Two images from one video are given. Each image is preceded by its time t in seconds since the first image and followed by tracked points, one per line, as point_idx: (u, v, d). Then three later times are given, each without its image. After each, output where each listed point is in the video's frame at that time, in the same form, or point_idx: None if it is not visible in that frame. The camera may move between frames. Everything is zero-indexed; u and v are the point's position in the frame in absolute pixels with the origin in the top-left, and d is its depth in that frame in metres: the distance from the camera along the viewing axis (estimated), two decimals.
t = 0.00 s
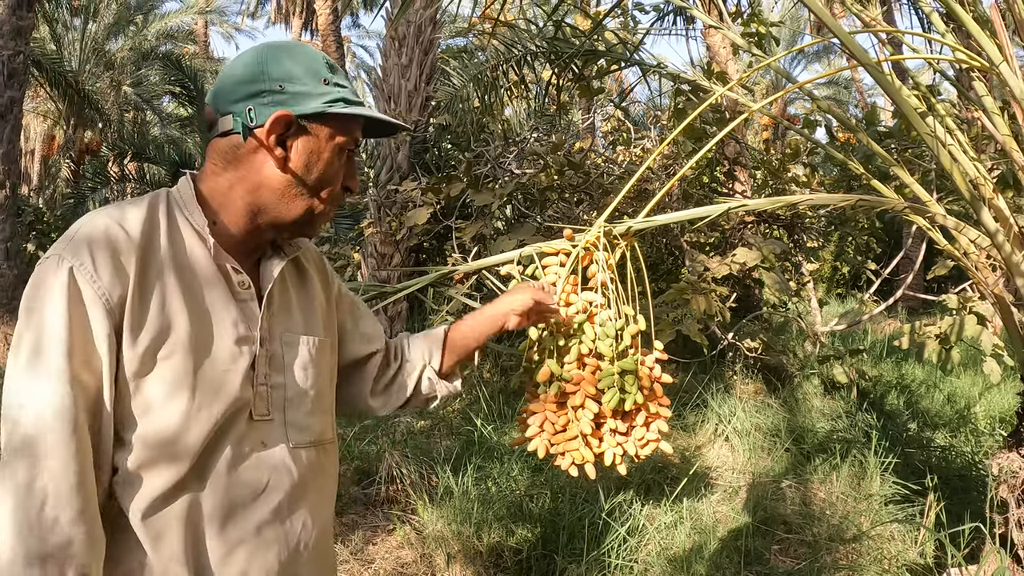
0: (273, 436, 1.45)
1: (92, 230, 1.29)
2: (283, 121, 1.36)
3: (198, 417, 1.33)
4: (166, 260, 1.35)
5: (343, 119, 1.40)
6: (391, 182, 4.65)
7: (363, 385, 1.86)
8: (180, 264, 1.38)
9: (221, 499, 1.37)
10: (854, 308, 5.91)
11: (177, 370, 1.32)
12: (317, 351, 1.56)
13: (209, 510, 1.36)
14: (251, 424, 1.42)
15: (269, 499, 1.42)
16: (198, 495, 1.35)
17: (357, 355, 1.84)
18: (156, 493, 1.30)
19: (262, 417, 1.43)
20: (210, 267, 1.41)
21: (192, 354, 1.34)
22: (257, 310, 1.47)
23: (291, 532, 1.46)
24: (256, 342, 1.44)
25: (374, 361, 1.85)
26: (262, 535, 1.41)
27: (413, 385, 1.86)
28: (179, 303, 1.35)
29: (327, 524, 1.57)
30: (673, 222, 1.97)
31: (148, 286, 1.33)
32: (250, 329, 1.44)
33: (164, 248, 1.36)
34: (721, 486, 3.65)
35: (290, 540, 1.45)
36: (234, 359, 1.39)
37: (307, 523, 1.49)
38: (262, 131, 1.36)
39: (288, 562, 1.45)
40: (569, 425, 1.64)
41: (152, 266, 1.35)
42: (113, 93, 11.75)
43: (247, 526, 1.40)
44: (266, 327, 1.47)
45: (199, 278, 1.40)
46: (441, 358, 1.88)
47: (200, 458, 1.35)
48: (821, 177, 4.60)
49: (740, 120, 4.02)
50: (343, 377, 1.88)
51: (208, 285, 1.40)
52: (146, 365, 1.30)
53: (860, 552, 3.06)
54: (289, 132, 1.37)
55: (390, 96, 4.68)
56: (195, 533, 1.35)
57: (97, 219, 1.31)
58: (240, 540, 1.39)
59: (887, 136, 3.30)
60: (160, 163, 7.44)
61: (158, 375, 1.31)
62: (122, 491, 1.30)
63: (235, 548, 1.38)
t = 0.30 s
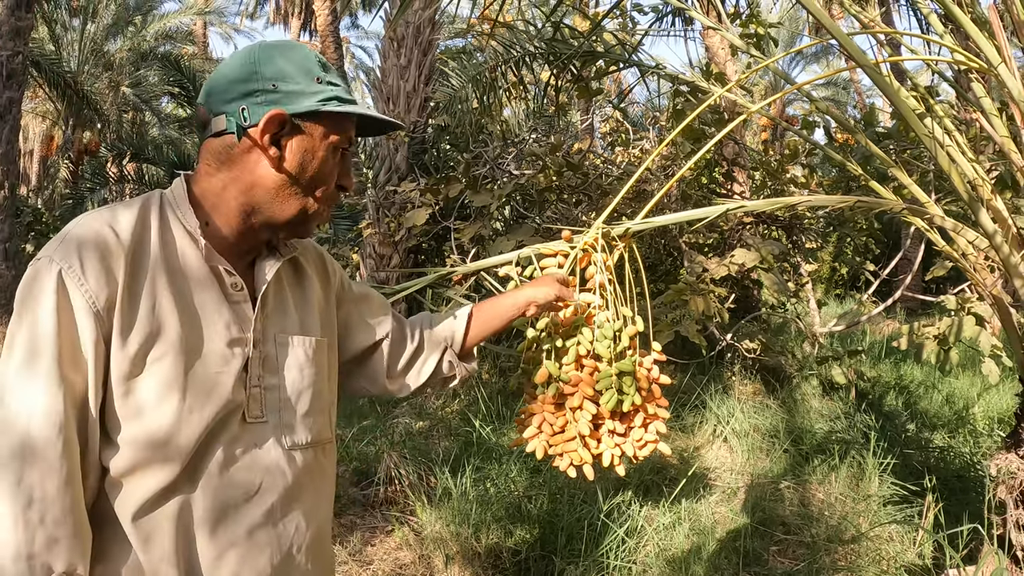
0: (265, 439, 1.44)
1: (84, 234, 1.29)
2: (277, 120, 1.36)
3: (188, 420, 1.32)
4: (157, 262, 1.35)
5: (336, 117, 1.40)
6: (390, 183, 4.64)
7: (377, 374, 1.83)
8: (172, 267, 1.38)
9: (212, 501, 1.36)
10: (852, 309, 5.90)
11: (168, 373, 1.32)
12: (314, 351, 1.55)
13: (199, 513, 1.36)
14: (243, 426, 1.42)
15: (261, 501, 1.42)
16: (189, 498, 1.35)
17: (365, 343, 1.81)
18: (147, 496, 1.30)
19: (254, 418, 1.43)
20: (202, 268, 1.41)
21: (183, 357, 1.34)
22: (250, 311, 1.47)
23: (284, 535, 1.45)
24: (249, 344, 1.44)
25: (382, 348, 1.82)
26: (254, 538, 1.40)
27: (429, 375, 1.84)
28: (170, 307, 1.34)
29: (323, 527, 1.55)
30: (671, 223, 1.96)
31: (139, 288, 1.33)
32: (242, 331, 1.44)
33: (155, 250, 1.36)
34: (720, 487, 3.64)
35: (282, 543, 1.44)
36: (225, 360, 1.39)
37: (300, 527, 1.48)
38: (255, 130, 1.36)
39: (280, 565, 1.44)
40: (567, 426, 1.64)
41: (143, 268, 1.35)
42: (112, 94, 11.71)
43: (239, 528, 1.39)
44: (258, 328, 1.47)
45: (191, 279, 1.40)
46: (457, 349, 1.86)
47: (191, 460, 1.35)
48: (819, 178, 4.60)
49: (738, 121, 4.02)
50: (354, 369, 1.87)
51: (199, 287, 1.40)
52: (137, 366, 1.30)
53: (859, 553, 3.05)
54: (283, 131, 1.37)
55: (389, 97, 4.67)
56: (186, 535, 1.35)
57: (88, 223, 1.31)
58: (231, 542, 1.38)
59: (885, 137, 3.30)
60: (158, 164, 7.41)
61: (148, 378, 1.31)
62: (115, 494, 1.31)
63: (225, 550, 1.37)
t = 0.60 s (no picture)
0: (262, 440, 1.44)
1: (80, 236, 1.29)
2: (264, 118, 1.36)
3: (185, 422, 1.32)
4: (151, 264, 1.35)
5: (327, 114, 1.39)
6: (389, 184, 4.64)
7: (376, 372, 1.82)
8: (169, 269, 1.38)
9: (208, 504, 1.36)
10: (851, 309, 5.90)
11: (164, 375, 1.31)
12: (310, 352, 1.55)
13: (195, 515, 1.35)
14: (239, 428, 1.41)
15: (258, 503, 1.41)
16: (186, 501, 1.35)
17: (363, 342, 1.81)
18: (144, 500, 1.30)
19: (250, 420, 1.43)
20: (197, 270, 1.40)
21: (180, 359, 1.33)
22: (246, 313, 1.46)
23: (281, 537, 1.44)
24: (245, 346, 1.44)
25: (380, 347, 1.82)
26: (250, 540, 1.40)
27: (428, 374, 1.85)
28: (166, 309, 1.34)
29: (320, 528, 1.55)
30: (670, 224, 1.96)
31: (133, 290, 1.32)
32: (238, 333, 1.44)
33: (149, 252, 1.36)
34: (718, 488, 3.64)
35: (279, 545, 1.44)
36: (220, 363, 1.39)
37: (297, 528, 1.48)
38: (243, 129, 1.36)
39: (277, 567, 1.44)
40: (565, 427, 1.64)
41: (139, 271, 1.34)
42: (110, 93, 11.71)
43: (235, 530, 1.38)
44: (254, 330, 1.46)
45: (187, 282, 1.39)
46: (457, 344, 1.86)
47: (187, 463, 1.35)
48: (818, 179, 4.60)
49: (737, 122, 4.02)
50: (352, 369, 1.86)
51: (196, 289, 1.40)
52: (133, 369, 1.29)
53: (858, 554, 3.05)
54: (270, 129, 1.37)
55: (387, 98, 4.66)
56: (183, 537, 1.35)
57: (84, 225, 1.31)
58: (227, 544, 1.37)
59: (884, 138, 3.30)
60: (157, 164, 7.40)
61: (144, 381, 1.30)
62: (113, 497, 1.31)
63: (222, 553, 1.37)
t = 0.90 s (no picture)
0: (262, 442, 1.43)
1: (83, 237, 1.28)
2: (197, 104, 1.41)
3: (187, 422, 1.31)
4: (155, 265, 1.34)
5: (256, 89, 1.38)
6: (388, 186, 4.63)
7: (377, 373, 1.82)
8: (171, 269, 1.38)
9: (209, 507, 1.35)
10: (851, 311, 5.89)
11: (167, 375, 1.30)
12: (310, 355, 1.55)
13: (196, 518, 1.35)
14: (240, 430, 1.41)
15: (259, 506, 1.41)
16: (187, 503, 1.34)
17: (361, 344, 1.81)
18: (146, 501, 1.29)
19: (251, 422, 1.42)
20: (198, 272, 1.40)
21: (182, 359, 1.33)
22: (246, 315, 1.46)
23: (281, 540, 1.44)
24: (246, 348, 1.44)
25: (379, 348, 1.82)
26: (251, 543, 1.39)
27: (427, 373, 1.86)
28: (169, 309, 1.33)
29: (320, 531, 1.54)
30: (670, 226, 1.96)
31: (136, 291, 1.32)
32: (239, 334, 1.43)
33: (152, 253, 1.35)
34: (718, 490, 3.63)
35: (279, 548, 1.43)
36: (222, 364, 1.38)
37: (297, 531, 1.47)
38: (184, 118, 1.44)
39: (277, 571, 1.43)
40: (565, 430, 1.63)
41: (142, 271, 1.34)
42: (110, 95, 11.71)
43: (236, 533, 1.37)
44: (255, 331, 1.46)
45: (189, 282, 1.39)
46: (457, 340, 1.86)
47: (189, 464, 1.34)
48: (817, 181, 4.60)
49: (737, 124, 4.02)
50: (351, 370, 1.85)
51: (198, 290, 1.40)
52: (136, 369, 1.29)
53: (858, 557, 3.05)
54: (203, 116, 1.42)
55: (386, 100, 4.67)
56: (184, 540, 1.34)
57: (87, 226, 1.31)
58: (227, 547, 1.36)
59: (884, 139, 3.30)
60: (156, 166, 7.40)
61: (147, 381, 1.30)
62: (115, 498, 1.30)
63: (223, 556, 1.36)
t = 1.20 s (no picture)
0: (263, 445, 1.43)
1: (81, 239, 1.28)
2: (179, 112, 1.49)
3: (186, 424, 1.31)
4: (153, 267, 1.34)
5: (223, 86, 1.41)
6: (388, 188, 4.63)
7: (383, 372, 1.83)
8: (169, 271, 1.37)
9: (209, 509, 1.35)
10: (851, 313, 5.90)
11: (165, 377, 1.30)
12: (311, 356, 1.54)
13: (196, 520, 1.34)
14: (240, 432, 1.41)
15: (259, 508, 1.40)
16: (187, 505, 1.34)
17: (365, 344, 1.81)
18: (145, 504, 1.29)
19: (251, 424, 1.42)
20: (197, 273, 1.40)
21: (181, 360, 1.33)
22: (246, 316, 1.46)
23: (282, 543, 1.43)
24: (245, 349, 1.43)
25: (382, 346, 1.82)
26: (250, 546, 1.39)
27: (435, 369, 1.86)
28: (166, 311, 1.33)
29: (320, 534, 1.54)
30: (671, 228, 1.96)
31: (134, 292, 1.31)
32: (238, 336, 1.43)
33: (151, 255, 1.35)
34: (719, 492, 3.62)
35: (279, 550, 1.43)
36: (220, 365, 1.38)
37: (298, 534, 1.47)
38: (170, 127, 1.52)
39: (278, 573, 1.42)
40: (566, 433, 1.62)
41: (140, 273, 1.33)
42: (110, 97, 11.73)
43: (236, 535, 1.37)
44: (254, 333, 1.46)
45: (187, 285, 1.39)
46: (466, 339, 1.88)
47: (188, 465, 1.34)
48: (817, 183, 4.61)
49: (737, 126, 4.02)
50: (354, 371, 1.85)
51: (196, 292, 1.40)
52: (135, 372, 1.28)
53: (859, 559, 3.05)
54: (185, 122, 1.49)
55: (387, 102, 4.67)
56: (184, 542, 1.34)
57: (85, 228, 1.31)
58: (227, 549, 1.36)
59: (883, 141, 3.31)
60: (156, 168, 7.40)
61: (145, 383, 1.29)
62: (113, 501, 1.29)
63: (222, 558, 1.36)
